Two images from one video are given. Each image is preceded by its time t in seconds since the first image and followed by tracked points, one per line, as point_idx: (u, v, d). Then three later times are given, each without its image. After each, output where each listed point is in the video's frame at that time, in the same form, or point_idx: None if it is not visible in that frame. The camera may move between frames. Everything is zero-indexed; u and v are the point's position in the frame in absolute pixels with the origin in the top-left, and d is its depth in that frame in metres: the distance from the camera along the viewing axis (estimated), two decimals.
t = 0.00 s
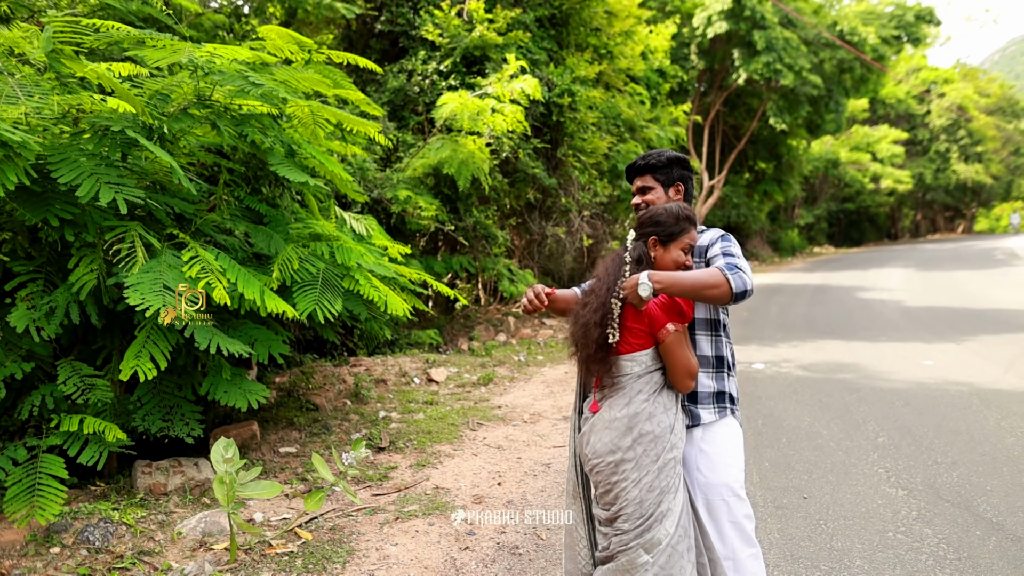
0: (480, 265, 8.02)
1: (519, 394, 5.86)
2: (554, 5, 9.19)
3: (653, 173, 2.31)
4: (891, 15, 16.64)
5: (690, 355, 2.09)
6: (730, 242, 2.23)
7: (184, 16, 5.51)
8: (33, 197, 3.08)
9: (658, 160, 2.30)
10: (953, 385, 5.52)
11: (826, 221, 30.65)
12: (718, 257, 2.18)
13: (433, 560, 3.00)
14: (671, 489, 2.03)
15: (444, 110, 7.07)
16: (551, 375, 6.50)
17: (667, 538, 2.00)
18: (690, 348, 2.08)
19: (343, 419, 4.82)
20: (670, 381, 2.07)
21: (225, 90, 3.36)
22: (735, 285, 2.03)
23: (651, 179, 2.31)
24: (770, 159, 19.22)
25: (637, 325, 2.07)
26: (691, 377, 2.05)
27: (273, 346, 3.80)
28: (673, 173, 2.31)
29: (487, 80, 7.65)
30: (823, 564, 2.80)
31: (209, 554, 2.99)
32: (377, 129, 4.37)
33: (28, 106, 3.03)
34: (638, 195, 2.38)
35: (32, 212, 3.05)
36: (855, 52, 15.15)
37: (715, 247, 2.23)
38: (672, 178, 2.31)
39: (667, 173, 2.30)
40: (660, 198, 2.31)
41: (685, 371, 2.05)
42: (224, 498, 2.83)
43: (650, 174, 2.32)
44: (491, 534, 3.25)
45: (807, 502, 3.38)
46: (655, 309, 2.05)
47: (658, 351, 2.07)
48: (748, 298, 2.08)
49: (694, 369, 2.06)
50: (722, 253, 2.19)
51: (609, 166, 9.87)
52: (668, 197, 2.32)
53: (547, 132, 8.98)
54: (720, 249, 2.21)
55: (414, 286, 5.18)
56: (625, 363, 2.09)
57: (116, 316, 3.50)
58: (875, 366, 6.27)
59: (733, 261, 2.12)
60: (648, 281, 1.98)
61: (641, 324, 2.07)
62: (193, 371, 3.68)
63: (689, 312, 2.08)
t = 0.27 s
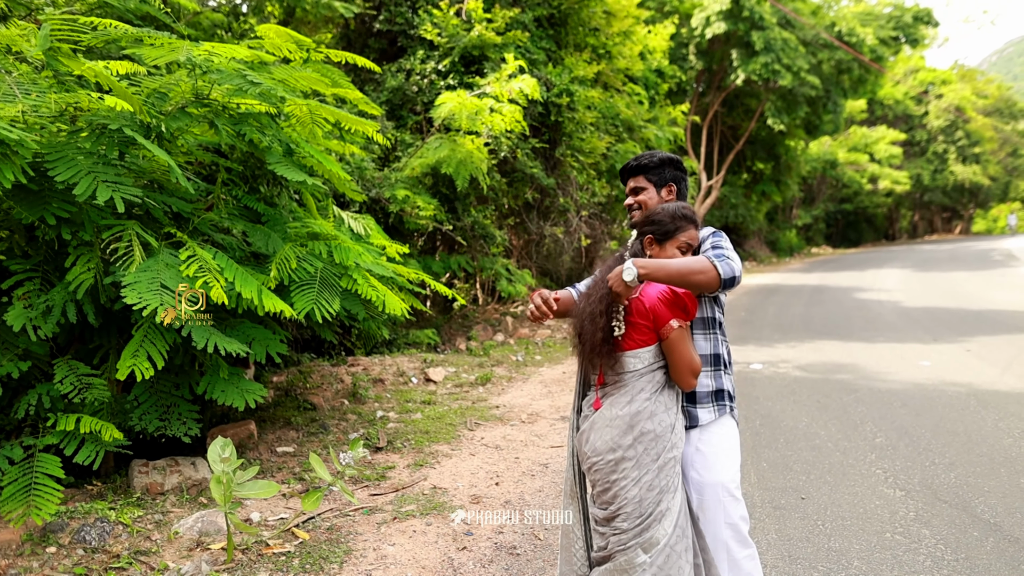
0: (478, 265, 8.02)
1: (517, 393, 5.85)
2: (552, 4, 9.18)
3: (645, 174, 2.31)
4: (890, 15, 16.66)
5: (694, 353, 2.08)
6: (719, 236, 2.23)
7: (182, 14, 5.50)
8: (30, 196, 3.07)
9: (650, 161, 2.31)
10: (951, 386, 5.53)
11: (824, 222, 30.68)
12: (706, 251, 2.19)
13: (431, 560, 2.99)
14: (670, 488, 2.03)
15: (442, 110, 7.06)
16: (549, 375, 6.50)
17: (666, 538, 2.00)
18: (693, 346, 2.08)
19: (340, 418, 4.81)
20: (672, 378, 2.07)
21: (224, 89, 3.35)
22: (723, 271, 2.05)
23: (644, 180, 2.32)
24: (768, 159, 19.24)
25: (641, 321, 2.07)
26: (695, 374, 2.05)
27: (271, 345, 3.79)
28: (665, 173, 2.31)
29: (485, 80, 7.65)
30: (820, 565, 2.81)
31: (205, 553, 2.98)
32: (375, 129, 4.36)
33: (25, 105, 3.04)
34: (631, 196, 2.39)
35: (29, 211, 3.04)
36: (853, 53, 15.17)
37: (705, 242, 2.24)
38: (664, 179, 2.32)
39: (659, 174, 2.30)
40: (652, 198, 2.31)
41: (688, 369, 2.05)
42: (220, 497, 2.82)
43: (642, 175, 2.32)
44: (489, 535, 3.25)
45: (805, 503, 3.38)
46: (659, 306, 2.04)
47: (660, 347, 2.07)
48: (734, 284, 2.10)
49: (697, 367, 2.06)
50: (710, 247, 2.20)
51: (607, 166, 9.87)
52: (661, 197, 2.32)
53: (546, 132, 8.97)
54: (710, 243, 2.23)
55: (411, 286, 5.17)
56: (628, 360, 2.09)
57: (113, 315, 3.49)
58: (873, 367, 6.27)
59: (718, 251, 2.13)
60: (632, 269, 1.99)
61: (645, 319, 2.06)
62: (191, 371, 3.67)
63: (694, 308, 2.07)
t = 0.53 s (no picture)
0: (475, 265, 8.02)
1: (514, 393, 5.86)
2: (551, 4, 9.18)
3: (637, 176, 2.32)
4: (888, 16, 16.68)
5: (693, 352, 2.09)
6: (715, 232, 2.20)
7: (180, 13, 5.48)
8: (27, 194, 3.06)
9: (641, 162, 2.31)
10: (948, 387, 5.54)
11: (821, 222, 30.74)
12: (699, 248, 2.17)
13: (428, 560, 2.99)
14: (667, 489, 2.03)
15: (440, 110, 7.06)
16: (546, 375, 6.50)
17: (662, 539, 2.01)
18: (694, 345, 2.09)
19: (338, 418, 4.81)
20: (672, 377, 2.08)
21: (222, 88, 3.35)
22: (707, 259, 2.01)
23: (636, 181, 2.32)
24: (766, 159, 19.27)
25: (642, 318, 2.07)
26: (694, 374, 2.06)
27: (269, 344, 3.79)
28: (656, 173, 2.31)
29: (484, 80, 7.65)
30: (818, 565, 2.82)
31: (202, 553, 2.98)
32: (373, 128, 4.36)
33: (23, 102, 3.03)
34: (624, 197, 2.39)
35: (27, 209, 3.03)
36: (851, 53, 15.19)
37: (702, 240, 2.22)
38: (656, 179, 2.32)
39: (651, 174, 2.30)
40: (645, 200, 2.31)
41: (687, 368, 2.05)
42: (217, 497, 2.80)
43: (634, 177, 2.32)
44: (486, 534, 3.26)
45: (803, 504, 3.39)
46: (661, 304, 2.06)
47: (661, 345, 2.08)
48: (721, 273, 2.07)
49: (697, 366, 2.07)
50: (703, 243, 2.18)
51: (605, 166, 9.88)
52: (654, 198, 2.32)
53: (544, 132, 8.98)
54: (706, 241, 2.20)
55: (409, 285, 5.17)
56: (628, 359, 2.09)
57: (111, 314, 3.49)
58: (871, 368, 6.29)
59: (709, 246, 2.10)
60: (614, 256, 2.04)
61: (645, 317, 2.07)
62: (188, 370, 3.67)
63: (693, 308, 2.09)
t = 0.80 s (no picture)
0: (474, 264, 8.02)
1: (513, 393, 5.87)
2: (549, 4, 9.18)
3: (631, 178, 2.33)
4: (886, 16, 16.71)
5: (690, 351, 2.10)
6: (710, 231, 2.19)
7: (178, 12, 5.48)
8: (26, 194, 3.06)
9: (633, 164, 2.32)
10: (947, 387, 5.56)
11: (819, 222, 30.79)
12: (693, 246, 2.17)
13: (426, 560, 3.00)
14: (666, 489, 2.04)
15: (439, 109, 7.06)
16: (544, 375, 6.51)
17: (661, 540, 2.02)
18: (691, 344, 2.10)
19: (336, 418, 4.81)
20: (671, 376, 2.08)
21: (221, 87, 3.35)
22: (693, 251, 2.03)
23: (630, 184, 2.33)
24: (764, 159, 19.29)
25: (640, 318, 2.08)
26: (690, 373, 2.07)
27: (267, 344, 3.79)
28: (650, 174, 2.32)
29: (482, 79, 7.65)
30: (817, 566, 2.83)
31: (201, 552, 2.98)
32: (372, 128, 4.35)
33: (21, 102, 3.03)
34: (620, 201, 2.40)
35: (25, 208, 3.03)
36: (850, 53, 15.21)
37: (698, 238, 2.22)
38: (650, 181, 2.32)
39: (644, 176, 2.31)
40: (640, 202, 2.31)
41: (684, 367, 2.07)
42: (216, 496, 2.80)
43: (627, 180, 2.33)
44: (485, 534, 3.26)
45: (801, 504, 3.41)
46: (659, 304, 2.07)
47: (658, 345, 2.09)
48: (710, 266, 2.07)
49: (693, 365, 2.08)
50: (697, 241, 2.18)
51: (603, 165, 9.89)
52: (649, 199, 2.32)
53: (542, 131, 8.99)
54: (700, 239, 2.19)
55: (408, 285, 5.17)
56: (628, 358, 2.09)
57: (109, 313, 3.49)
58: (869, 368, 6.30)
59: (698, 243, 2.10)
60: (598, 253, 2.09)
61: (643, 316, 2.07)
62: (186, 369, 3.67)
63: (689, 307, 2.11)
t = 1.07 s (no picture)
0: (472, 264, 8.03)
1: (511, 393, 5.87)
2: (548, 4, 9.19)
3: (627, 181, 2.32)
4: (885, 16, 16.73)
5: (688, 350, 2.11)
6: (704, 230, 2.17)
7: (177, 12, 5.48)
8: (24, 193, 3.06)
9: (629, 166, 2.33)
10: (946, 388, 5.57)
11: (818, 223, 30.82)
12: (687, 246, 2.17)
13: (425, 560, 3.00)
14: (665, 489, 2.05)
15: (438, 109, 7.06)
16: (543, 375, 6.52)
17: (661, 540, 2.02)
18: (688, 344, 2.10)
19: (335, 417, 4.82)
20: (670, 375, 2.09)
21: (220, 87, 3.36)
22: (680, 248, 2.04)
23: (626, 187, 2.33)
24: (763, 159, 19.30)
25: (639, 318, 2.09)
26: (687, 373, 2.08)
27: (265, 343, 3.79)
28: (645, 176, 2.32)
29: (481, 79, 7.65)
30: (816, 566, 2.84)
31: (199, 552, 2.99)
32: (371, 128, 4.35)
33: (21, 101, 3.02)
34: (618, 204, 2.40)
35: (24, 208, 3.03)
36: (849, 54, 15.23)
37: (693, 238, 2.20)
38: (646, 182, 2.32)
39: (640, 178, 2.31)
40: (637, 204, 2.31)
41: (681, 367, 2.07)
42: (215, 496, 2.80)
43: (623, 182, 2.34)
44: (483, 534, 3.27)
45: (800, 504, 3.42)
46: (656, 303, 2.08)
47: (656, 345, 2.09)
48: (698, 261, 2.06)
49: (690, 364, 2.09)
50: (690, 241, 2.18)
51: (602, 166, 9.90)
52: (646, 200, 2.32)
53: (541, 131, 8.99)
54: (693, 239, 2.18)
55: (407, 285, 5.17)
56: (626, 358, 2.10)
57: (108, 313, 3.49)
58: (868, 368, 6.31)
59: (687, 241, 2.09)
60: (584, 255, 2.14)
61: (640, 316, 2.08)
62: (185, 369, 3.67)
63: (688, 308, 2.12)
